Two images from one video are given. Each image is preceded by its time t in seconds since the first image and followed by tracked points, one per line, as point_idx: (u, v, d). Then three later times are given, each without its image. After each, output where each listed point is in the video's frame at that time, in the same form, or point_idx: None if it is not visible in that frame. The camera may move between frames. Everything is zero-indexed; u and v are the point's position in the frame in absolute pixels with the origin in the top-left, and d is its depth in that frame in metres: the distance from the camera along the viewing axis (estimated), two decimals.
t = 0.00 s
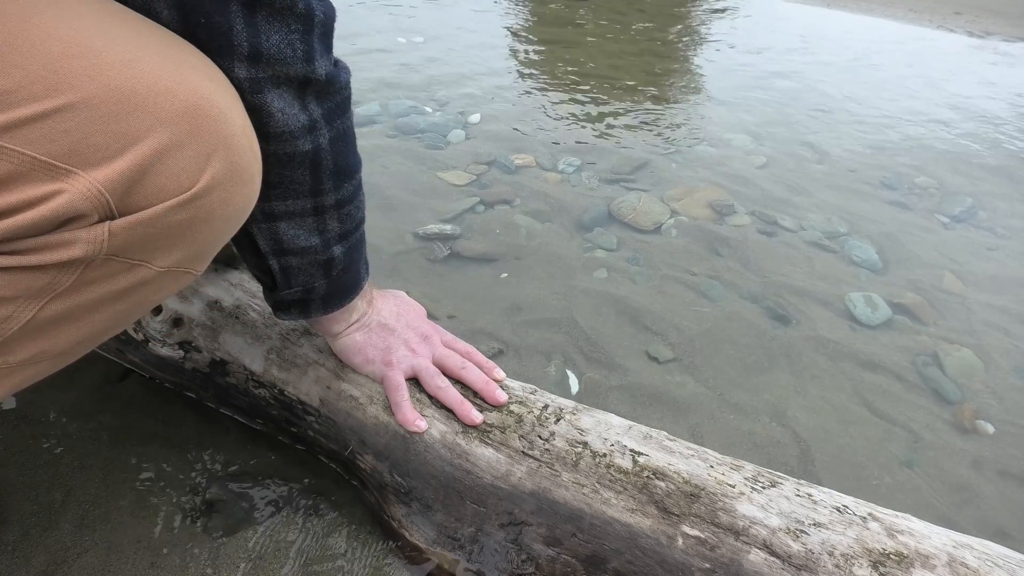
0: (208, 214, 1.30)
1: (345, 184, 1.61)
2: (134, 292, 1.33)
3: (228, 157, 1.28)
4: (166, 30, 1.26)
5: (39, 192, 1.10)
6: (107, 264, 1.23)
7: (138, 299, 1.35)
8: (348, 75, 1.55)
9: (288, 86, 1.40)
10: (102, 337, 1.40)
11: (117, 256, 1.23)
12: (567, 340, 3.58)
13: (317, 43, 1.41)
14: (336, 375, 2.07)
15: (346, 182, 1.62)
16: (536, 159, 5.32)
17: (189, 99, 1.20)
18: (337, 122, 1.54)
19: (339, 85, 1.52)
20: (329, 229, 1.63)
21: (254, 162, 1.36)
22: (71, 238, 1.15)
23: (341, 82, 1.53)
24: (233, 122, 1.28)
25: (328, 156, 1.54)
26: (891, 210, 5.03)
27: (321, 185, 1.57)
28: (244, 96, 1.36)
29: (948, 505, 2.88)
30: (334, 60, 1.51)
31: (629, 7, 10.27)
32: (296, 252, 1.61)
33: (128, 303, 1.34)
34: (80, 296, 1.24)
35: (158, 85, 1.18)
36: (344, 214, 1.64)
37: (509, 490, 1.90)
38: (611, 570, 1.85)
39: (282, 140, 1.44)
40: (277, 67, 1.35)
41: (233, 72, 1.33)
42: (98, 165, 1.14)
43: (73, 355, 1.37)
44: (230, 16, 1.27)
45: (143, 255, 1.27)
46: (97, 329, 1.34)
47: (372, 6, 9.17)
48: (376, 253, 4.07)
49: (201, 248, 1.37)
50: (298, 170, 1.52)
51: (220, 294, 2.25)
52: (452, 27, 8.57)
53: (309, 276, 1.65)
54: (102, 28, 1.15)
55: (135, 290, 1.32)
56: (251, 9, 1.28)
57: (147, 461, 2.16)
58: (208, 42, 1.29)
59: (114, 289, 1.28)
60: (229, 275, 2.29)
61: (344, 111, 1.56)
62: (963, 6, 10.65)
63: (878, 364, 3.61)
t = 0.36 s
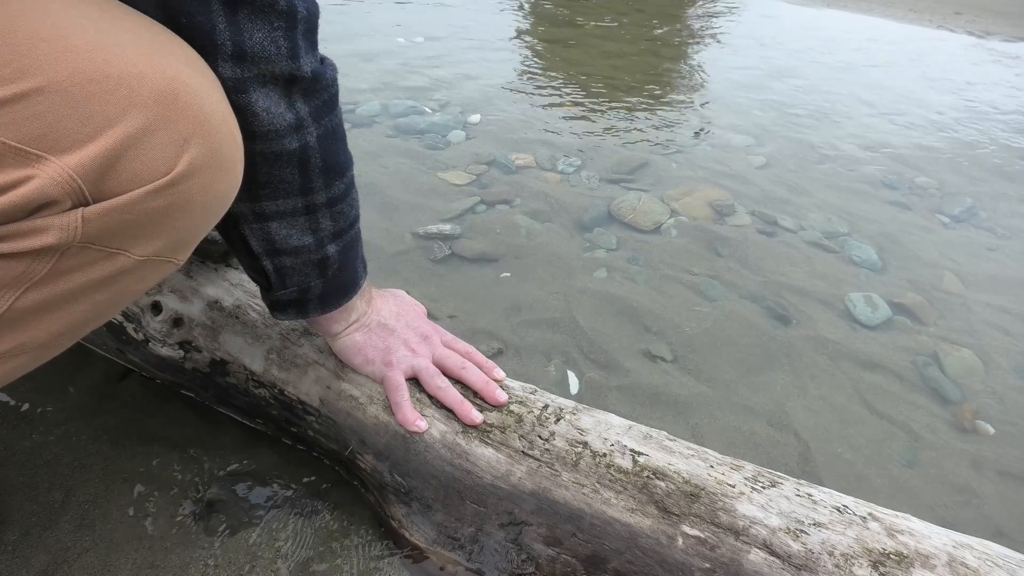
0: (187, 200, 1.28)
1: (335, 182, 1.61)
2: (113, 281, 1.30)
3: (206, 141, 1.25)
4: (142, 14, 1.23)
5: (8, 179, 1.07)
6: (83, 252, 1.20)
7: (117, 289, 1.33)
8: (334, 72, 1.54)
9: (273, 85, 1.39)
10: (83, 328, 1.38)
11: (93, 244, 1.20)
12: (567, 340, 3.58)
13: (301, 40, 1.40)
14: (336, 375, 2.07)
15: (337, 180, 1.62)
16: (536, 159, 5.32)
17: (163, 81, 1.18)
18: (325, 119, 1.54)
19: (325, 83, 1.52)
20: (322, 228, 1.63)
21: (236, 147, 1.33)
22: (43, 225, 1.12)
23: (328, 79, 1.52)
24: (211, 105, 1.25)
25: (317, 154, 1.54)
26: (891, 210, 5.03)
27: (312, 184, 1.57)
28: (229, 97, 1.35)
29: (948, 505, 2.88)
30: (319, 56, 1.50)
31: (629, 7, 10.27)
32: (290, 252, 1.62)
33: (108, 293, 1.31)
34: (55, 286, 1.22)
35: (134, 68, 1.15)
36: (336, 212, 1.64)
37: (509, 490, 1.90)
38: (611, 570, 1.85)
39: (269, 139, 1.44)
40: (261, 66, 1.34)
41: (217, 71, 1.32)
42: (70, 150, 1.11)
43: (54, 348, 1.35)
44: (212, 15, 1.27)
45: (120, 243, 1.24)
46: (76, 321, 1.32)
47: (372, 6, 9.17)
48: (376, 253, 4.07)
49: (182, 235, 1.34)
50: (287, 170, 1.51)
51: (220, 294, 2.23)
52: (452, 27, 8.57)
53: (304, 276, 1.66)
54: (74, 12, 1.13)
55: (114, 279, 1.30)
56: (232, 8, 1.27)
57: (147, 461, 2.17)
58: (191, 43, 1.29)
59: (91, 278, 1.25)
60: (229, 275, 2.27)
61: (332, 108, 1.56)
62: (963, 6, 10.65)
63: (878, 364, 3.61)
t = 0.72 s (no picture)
0: (156, 180, 1.21)
1: (324, 177, 1.60)
2: (77, 267, 1.21)
3: (173, 116, 1.19)
4: None
5: None
6: (45, 235, 1.11)
7: (82, 277, 1.24)
8: (320, 66, 1.52)
9: (254, 79, 1.38)
10: (45, 323, 1.27)
11: (54, 226, 1.11)
12: (567, 340, 3.58)
13: (282, 33, 1.38)
14: (336, 375, 2.07)
15: (326, 175, 1.61)
16: (536, 159, 5.32)
17: (121, 54, 1.11)
18: (311, 114, 1.52)
19: (310, 77, 1.49)
20: (313, 224, 1.63)
21: (205, 124, 1.27)
22: None
23: (313, 73, 1.50)
24: (176, 79, 1.19)
25: (302, 149, 1.52)
26: (891, 210, 5.03)
27: (299, 180, 1.56)
28: (207, 91, 1.34)
29: (948, 506, 2.88)
30: (304, 49, 1.48)
31: (629, 7, 10.27)
32: (283, 249, 1.62)
33: (72, 280, 1.22)
34: (14, 274, 1.11)
35: (88, 40, 1.08)
36: (327, 207, 1.63)
37: (509, 490, 1.90)
38: (611, 569, 1.85)
39: (250, 134, 1.43)
40: (241, 60, 1.33)
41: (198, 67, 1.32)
42: (23, 125, 1.03)
43: (15, 345, 1.25)
44: (190, 9, 1.26)
45: (84, 224, 1.16)
46: (38, 313, 1.21)
47: (372, 6, 9.17)
48: (376, 254, 4.07)
49: (150, 218, 1.27)
50: (272, 165, 1.50)
51: (221, 294, 2.22)
52: (452, 27, 8.57)
53: (298, 274, 1.66)
54: None
55: (79, 265, 1.21)
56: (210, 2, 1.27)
57: (147, 461, 2.17)
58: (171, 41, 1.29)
59: (54, 264, 1.16)
60: (229, 275, 2.26)
61: (318, 102, 1.53)
62: (963, 6, 10.64)
63: (878, 364, 3.61)
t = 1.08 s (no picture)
0: (164, 138, 1.20)
1: (341, 62, 1.39)
2: (90, 225, 1.19)
3: (183, 77, 1.19)
4: None
5: None
6: (61, 187, 1.10)
7: (95, 236, 1.22)
8: None
9: None
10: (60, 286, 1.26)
11: (69, 178, 1.10)
12: (567, 340, 3.59)
13: None
14: (337, 374, 2.09)
15: (343, 59, 1.40)
16: (537, 159, 5.32)
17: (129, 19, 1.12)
18: None
19: None
20: (331, 114, 1.41)
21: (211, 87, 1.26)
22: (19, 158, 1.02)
23: None
24: (181, 44, 1.19)
25: (315, 29, 1.31)
26: (891, 211, 5.04)
27: (315, 63, 1.35)
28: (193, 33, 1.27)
29: (948, 506, 2.87)
30: None
31: (629, 7, 10.27)
32: (302, 142, 1.40)
33: (86, 239, 1.21)
34: (31, 226, 1.10)
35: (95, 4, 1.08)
36: (345, 92, 1.42)
37: (509, 489, 1.90)
38: (612, 569, 1.84)
39: (262, 11, 1.23)
40: None
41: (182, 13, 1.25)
42: (40, 80, 1.02)
43: (32, 306, 1.23)
44: None
45: (97, 178, 1.14)
46: (53, 271, 1.20)
47: (372, 6, 9.18)
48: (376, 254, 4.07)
49: (160, 175, 1.25)
50: (286, 47, 1.30)
51: (222, 293, 2.21)
52: (452, 26, 8.57)
53: (315, 166, 1.44)
54: None
55: (92, 224, 1.19)
56: None
57: (147, 460, 2.17)
58: None
59: (69, 219, 1.15)
60: (229, 275, 2.25)
61: None
62: (963, 6, 10.64)
63: (878, 364, 3.61)
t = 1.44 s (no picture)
0: (141, 114, 1.09)
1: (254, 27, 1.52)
2: (60, 210, 1.06)
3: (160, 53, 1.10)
4: None
5: None
6: (27, 166, 0.98)
7: (68, 224, 1.09)
8: None
9: None
10: (30, 281, 1.12)
11: (37, 155, 0.99)
12: (567, 340, 3.58)
13: None
14: (337, 374, 2.09)
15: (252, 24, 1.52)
16: (536, 159, 5.32)
17: None
18: None
19: None
20: (247, 73, 1.51)
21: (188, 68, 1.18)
22: None
23: None
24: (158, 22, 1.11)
25: None
26: (891, 210, 5.04)
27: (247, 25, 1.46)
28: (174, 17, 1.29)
29: (948, 506, 2.87)
30: None
31: (629, 7, 10.27)
32: (235, 100, 1.45)
33: (56, 226, 1.08)
34: None
35: None
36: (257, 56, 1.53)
37: (509, 489, 1.89)
38: (612, 569, 1.83)
39: None
40: None
41: None
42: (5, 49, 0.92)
43: None
44: None
45: (69, 157, 1.03)
46: (21, 265, 1.06)
47: (372, 6, 9.18)
48: (376, 254, 4.07)
49: (140, 157, 1.13)
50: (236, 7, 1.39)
51: (221, 293, 2.20)
52: (451, 27, 8.57)
53: (237, 124, 1.49)
54: None
55: (64, 208, 1.07)
56: None
57: (148, 461, 2.17)
58: None
59: (37, 204, 1.02)
60: (229, 274, 2.23)
61: None
62: (963, 6, 10.64)
63: (878, 364, 3.61)
